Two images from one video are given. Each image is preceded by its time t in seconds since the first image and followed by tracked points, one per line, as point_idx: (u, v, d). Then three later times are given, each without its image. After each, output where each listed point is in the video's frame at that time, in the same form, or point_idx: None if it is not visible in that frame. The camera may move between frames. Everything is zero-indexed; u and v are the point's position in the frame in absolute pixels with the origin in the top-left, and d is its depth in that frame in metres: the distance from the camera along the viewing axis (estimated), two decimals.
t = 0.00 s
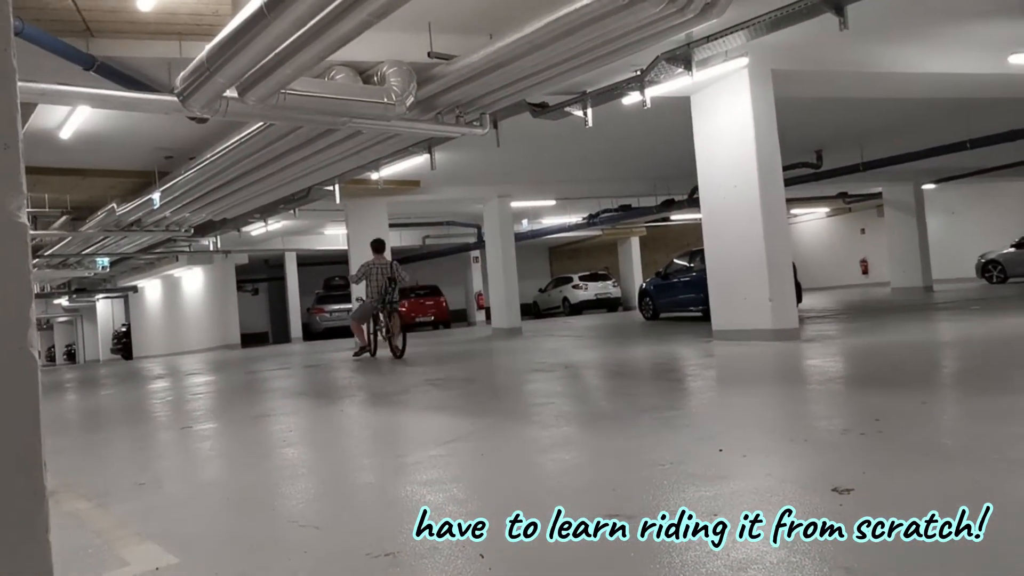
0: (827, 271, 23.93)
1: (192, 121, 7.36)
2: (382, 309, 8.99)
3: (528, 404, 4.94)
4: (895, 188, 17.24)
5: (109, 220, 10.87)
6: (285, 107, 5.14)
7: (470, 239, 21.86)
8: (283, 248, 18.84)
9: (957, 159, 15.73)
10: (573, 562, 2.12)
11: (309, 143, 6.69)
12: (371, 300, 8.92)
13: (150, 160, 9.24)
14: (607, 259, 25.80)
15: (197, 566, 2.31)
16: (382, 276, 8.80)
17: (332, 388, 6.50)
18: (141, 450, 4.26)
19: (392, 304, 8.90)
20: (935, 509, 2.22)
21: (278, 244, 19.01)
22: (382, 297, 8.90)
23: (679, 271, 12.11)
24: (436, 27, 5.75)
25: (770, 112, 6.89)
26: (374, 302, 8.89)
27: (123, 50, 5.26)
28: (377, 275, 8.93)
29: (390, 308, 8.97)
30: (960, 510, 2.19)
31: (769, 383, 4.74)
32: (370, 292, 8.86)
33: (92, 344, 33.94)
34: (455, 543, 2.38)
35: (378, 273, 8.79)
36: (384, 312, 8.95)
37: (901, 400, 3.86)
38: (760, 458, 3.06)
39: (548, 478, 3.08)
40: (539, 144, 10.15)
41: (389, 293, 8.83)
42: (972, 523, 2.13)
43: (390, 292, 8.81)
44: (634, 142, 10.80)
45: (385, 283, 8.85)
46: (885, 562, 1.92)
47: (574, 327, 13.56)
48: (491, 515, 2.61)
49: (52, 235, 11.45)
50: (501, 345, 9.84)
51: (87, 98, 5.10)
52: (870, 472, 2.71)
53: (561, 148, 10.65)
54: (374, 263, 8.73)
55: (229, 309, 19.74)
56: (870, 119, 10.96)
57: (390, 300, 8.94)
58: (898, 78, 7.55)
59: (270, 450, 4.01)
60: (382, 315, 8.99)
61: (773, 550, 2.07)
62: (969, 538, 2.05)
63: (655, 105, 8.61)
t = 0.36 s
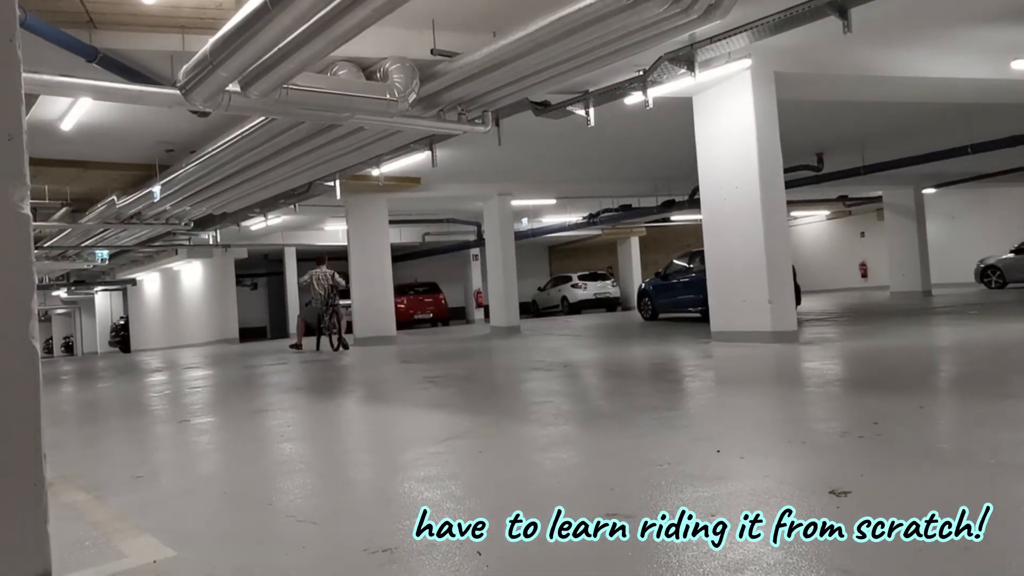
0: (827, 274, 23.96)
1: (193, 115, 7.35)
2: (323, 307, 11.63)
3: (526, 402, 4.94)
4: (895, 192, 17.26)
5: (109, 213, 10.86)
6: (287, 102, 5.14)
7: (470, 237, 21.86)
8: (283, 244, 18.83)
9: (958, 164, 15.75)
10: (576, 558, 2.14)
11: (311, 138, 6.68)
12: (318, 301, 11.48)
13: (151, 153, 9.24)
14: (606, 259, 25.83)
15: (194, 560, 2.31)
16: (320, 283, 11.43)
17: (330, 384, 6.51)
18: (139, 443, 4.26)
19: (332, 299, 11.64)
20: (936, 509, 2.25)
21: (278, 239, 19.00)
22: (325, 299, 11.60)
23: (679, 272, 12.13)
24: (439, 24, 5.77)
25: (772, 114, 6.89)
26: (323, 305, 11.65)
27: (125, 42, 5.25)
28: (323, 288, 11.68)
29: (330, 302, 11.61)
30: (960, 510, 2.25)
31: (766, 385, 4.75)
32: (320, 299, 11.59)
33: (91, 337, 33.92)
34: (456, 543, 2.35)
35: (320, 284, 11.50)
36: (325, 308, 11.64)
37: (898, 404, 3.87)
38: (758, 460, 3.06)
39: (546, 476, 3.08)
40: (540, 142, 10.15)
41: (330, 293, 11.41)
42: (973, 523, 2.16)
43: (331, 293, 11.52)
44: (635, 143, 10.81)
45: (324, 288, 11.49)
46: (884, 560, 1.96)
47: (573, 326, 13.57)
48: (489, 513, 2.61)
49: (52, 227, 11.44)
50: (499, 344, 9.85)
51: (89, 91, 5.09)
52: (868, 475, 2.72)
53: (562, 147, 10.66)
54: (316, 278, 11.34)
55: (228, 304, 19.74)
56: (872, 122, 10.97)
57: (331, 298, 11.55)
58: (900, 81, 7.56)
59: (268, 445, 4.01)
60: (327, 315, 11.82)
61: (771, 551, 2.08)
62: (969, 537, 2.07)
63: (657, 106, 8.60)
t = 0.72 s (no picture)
0: (825, 276, 23.98)
1: (195, 110, 7.35)
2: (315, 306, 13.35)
3: (525, 401, 4.95)
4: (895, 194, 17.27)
5: (108, 208, 10.85)
6: (288, 99, 5.15)
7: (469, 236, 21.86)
8: (282, 240, 18.82)
9: (957, 167, 15.77)
10: (574, 557, 2.14)
11: (311, 135, 6.68)
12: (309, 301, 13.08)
13: (151, 148, 9.22)
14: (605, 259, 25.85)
15: (192, 555, 2.31)
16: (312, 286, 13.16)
17: (328, 380, 6.51)
18: (136, 438, 4.26)
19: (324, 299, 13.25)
20: (936, 509, 2.26)
21: (278, 236, 18.99)
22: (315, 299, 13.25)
23: (677, 273, 12.14)
24: (441, 22, 5.76)
25: (773, 116, 6.89)
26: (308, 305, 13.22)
27: (126, 37, 5.24)
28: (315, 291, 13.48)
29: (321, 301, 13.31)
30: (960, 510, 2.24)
31: (764, 385, 4.76)
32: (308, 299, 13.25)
33: (89, 332, 33.87)
34: (456, 542, 2.33)
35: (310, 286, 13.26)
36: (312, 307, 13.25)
37: (895, 405, 3.88)
38: (756, 460, 3.06)
39: (544, 475, 3.08)
40: (541, 142, 10.16)
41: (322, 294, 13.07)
42: (973, 523, 2.17)
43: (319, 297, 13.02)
44: (635, 143, 10.82)
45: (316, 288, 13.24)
46: (885, 559, 1.96)
47: (572, 325, 13.60)
48: (487, 512, 2.61)
49: (51, 221, 11.42)
50: (498, 342, 9.86)
51: (90, 85, 5.08)
52: (865, 476, 2.72)
53: (563, 146, 10.66)
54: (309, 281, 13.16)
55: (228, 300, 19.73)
56: (872, 124, 10.98)
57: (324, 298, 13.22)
58: (902, 84, 7.55)
59: (266, 441, 4.01)
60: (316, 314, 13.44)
61: (769, 551, 2.08)
62: (969, 537, 2.08)
63: (658, 106, 8.60)
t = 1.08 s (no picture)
0: (824, 279, 24.00)
1: (196, 104, 7.34)
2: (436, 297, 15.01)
3: (523, 399, 4.95)
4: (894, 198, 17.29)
5: (107, 200, 10.83)
6: (290, 94, 5.14)
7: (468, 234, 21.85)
8: (282, 236, 18.80)
9: (957, 171, 15.79)
10: (570, 556, 2.14)
11: (312, 131, 6.67)
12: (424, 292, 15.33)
13: (151, 141, 9.20)
14: (604, 259, 25.84)
15: (186, 548, 2.31)
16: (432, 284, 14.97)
17: (326, 376, 6.50)
18: (132, 431, 4.25)
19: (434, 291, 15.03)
20: (936, 509, 2.29)
21: (277, 231, 18.97)
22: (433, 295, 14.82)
23: (676, 273, 12.14)
24: (444, 18, 5.74)
25: (774, 118, 6.89)
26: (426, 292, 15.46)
27: (128, 29, 5.23)
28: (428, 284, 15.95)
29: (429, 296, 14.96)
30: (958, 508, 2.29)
31: (762, 386, 4.77)
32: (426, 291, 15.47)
33: (87, 326, 33.76)
34: (456, 543, 2.30)
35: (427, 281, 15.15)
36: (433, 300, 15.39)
37: (892, 409, 3.88)
38: (753, 461, 3.07)
39: (540, 473, 3.08)
40: (542, 140, 10.16)
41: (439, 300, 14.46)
42: (973, 523, 2.20)
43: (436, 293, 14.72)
44: (637, 143, 10.83)
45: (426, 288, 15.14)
46: (880, 562, 1.97)
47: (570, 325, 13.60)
48: (482, 509, 2.60)
49: (50, 213, 11.38)
50: (496, 340, 9.85)
51: (91, 77, 5.07)
52: (862, 478, 2.72)
53: (564, 145, 10.65)
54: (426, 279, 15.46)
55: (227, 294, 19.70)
56: (873, 128, 10.99)
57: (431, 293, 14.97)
58: (903, 88, 7.55)
59: (263, 436, 4.02)
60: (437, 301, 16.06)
61: (765, 552, 2.08)
62: (970, 538, 2.10)
63: (659, 106, 8.60)
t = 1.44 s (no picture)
0: (782, 284, 24.53)
1: (158, 90, 7.16)
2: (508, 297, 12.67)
3: (485, 397, 4.95)
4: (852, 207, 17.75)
5: (62, 185, 10.49)
6: (256, 83, 5.06)
7: (434, 230, 21.75)
8: (243, 227, 18.46)
9: (912, 184, 16.29)
10: (532, 555, 2.16)
11: (276, 121, 6.56)
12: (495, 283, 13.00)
13: (110, 126, 8.94)
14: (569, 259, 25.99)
15: (137, 544, 2.26)
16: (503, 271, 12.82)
17: (285, 370, 6.40)
18: (82, 423, 4.14)
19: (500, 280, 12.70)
20: (936, 511, 2.40)
21: (239, 222, 18.62)
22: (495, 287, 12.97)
23: (639, 275, 12.28)
24: (414, 13, 5.70)
25: (739, 124, 7.00)
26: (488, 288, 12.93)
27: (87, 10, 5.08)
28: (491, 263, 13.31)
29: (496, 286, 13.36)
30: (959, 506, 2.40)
31: (721, 389, 4.85)
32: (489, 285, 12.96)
33: (37, 314, 32.69)
34: (457, 543, 2.28)
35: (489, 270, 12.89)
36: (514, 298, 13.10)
37: (845, 413, 4.00)
38: (709, 462, 3.13)
39: (499, 472, 3.09)
40: (510, 139, 10.17)
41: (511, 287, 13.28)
42: (973, 523, 2.29)
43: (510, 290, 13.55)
44: (604, 145, 10.91)
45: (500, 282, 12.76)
46: (832, 563, 2.03)
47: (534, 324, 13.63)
48: (440, 507, 2.60)
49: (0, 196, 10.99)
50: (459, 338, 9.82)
51: (47, 57, 4.90)
52: (813, 481, 2.80)
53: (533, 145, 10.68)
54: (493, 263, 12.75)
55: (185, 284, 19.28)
56: (834, 138, 11.26)
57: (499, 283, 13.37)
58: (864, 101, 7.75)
59: (218, 429, 3.94)
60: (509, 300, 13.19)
61: (718, 553, 2.13)
62: (970, 538, 2.18)
63: (627, 109, 8.69)
